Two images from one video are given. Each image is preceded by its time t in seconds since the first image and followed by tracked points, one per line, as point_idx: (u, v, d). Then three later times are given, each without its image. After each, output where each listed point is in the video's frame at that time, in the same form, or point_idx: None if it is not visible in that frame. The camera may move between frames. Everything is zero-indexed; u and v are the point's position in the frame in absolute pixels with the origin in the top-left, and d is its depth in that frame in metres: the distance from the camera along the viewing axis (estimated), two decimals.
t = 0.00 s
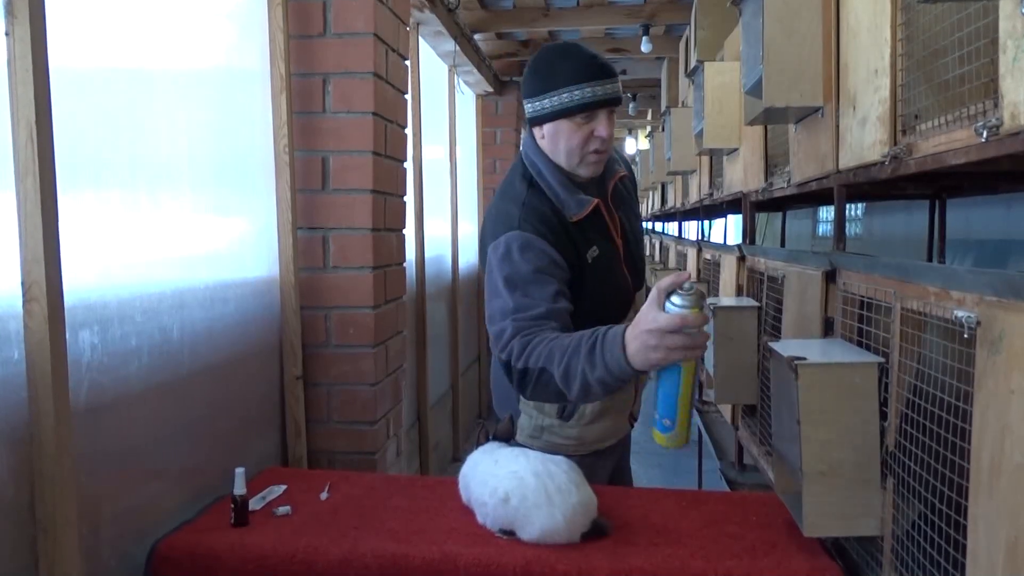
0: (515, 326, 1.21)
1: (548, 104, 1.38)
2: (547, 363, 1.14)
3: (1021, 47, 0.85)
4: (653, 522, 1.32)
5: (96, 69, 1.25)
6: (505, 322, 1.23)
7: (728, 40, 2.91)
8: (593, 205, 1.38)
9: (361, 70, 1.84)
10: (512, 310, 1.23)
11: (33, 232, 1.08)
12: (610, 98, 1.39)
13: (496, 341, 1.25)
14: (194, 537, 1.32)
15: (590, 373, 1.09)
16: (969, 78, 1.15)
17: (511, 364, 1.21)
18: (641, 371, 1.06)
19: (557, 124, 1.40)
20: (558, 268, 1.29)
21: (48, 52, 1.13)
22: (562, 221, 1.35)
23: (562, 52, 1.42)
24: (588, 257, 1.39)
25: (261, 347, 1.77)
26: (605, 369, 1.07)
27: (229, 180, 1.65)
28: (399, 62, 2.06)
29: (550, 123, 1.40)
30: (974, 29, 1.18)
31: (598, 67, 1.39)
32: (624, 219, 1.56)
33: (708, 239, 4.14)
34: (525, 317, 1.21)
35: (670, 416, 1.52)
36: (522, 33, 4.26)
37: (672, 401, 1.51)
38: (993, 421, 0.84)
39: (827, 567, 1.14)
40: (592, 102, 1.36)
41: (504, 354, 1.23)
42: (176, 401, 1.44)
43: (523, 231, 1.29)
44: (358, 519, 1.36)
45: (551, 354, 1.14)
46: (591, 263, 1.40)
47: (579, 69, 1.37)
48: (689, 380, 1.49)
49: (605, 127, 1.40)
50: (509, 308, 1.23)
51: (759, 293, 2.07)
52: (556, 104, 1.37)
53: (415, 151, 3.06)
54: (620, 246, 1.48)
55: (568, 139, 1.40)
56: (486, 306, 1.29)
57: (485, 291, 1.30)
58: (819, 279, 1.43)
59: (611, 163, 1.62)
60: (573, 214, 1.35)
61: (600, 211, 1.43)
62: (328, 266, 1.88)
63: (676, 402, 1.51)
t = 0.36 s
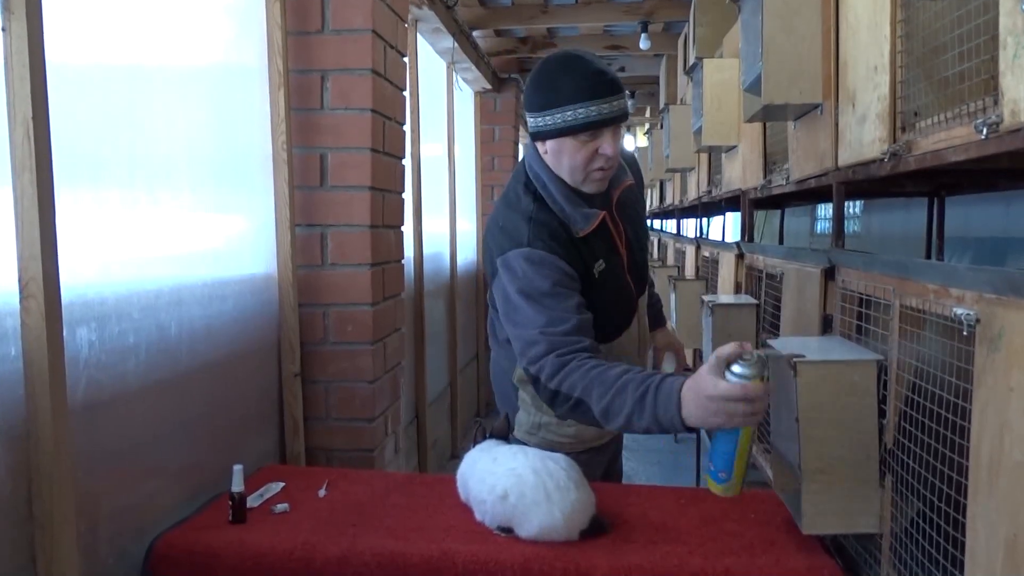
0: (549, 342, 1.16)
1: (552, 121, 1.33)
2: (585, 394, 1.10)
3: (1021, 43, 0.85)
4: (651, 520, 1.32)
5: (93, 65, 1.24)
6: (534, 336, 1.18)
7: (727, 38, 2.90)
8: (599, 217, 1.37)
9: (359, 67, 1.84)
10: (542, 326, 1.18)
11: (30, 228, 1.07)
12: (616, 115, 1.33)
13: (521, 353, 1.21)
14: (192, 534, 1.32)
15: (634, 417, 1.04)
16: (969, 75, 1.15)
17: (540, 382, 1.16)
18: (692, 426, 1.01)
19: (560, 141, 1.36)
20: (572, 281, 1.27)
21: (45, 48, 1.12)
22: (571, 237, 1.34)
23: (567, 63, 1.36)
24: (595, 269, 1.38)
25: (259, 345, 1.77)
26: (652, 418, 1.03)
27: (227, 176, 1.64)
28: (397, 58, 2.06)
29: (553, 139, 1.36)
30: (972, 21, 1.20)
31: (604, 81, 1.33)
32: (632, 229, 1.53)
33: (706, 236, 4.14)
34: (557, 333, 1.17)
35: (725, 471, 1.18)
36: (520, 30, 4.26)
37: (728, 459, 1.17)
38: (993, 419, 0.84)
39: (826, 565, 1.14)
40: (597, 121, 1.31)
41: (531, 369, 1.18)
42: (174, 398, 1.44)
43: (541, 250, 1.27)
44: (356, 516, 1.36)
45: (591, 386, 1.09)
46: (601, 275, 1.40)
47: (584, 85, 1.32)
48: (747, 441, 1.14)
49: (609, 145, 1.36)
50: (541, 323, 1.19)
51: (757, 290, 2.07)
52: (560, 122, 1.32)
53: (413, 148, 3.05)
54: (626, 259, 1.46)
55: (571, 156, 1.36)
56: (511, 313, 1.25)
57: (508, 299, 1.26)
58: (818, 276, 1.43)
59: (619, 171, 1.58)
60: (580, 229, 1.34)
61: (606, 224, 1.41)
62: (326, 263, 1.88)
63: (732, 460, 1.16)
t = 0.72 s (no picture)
0: (562, 313, 1.13)
1: (555, 127, 1.30)
2: (603, 359, 1.05)
3: (1021, 39, 0.84)
4: (650, 517, 1.32)
5: (90, 63, 1.24)
6: (543, 310, 1.15)
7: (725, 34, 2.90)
8: (598, 219, 1.36)
9: (357, 64, 1.84)
10: (552, 302, 1.16)
11: (27, 227, 1.07)
12: (620, 115, 1.32)
13: (525, 329, 1.16)
14: (191, 533, 1.32)
15: (662, 377, 0.99)
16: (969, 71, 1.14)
17: (548, 353, 1.11)
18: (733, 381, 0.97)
19: (563, 146, 1.33)
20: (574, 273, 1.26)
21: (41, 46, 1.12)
22: (572, 239, 1.33)
23: (566, 66, 1.33)
24: (594, 270, 1.39)
25: (257, 343, 1.76)
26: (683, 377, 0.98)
27: (225, 174, 1.64)
28: (395, 56, 2.05)
29: (556, 145, 1.33)
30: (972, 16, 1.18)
31: (605, 82, 1.32)
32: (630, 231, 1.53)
33: (705, 233, 4.14)
34: (568, 307, 1.15)
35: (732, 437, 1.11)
36: (519, 27, 4.25)
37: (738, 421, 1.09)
38: (992, 415, 0.84)
39: (825, 562, 1.14)
40: (603, 123, 1.29)
41: (539, 342, 1.13)
42: (172, 396, 1.44)
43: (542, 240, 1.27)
44: (355, 514, 1.36)
45: (610, 352, 1.05)
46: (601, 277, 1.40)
47: (586, 87, 1.29)
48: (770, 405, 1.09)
49: (614, 146, 1.34)
50: (547, 301, 1.16)
51: (756, 287, 2.07)
52: (564, 127, 1.29)
53: (411, 145, 3.05)
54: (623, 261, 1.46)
55: (575, 161, 1.34)
56: (509, 297, 1.22)
57: (508, 284, 1.23)
58: (817, 273, 1.43)
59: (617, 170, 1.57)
60: (581, 231, 1.34)
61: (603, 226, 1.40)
62: (324, 261, 1.87)
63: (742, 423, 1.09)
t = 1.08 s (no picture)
0: (580, 310, 1.12)
1: (549, 126, 1.31)
2: (623, 361, 1.03)
3: (1020, 37, 0.84)
4: (649, 515, 1.32)
5: (88, 61, 1.24)
6: (563, 304, 1.14)
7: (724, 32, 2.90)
8: (601, 217, 1.36)
9: (355, 62, 1.83)
10: (571, 299, 1.15)
11: (24, 225, 1.07)
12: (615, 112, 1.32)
13: (544, 322, 1.15)
14: (189, 531, 1.31)
15: (679, 389, 0.97)
16: (969, 69, 1.13)
17: (568, 345, 1.09)
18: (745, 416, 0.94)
19: (559, 145, 1.34)
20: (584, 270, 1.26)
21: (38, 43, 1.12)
22: (575, 237, 1.33)
23: (559, 65, 1.34)
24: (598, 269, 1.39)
25: (255, 341, 1.76)
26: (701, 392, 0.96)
27: (223, 172, 1.64)
28: (393, 53, 2.05)
29: (551, 145, 1.34)
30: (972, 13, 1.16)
31: (599, 79, 1.32)
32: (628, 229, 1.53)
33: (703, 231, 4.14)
34: (587, 305, 1.13)
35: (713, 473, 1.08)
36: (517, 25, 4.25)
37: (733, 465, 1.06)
38: (991, 413, 0.84)
39: (823, 560, 1.14)
40: (597, 119, 1.30)
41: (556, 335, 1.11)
42: (170, 395, 1.44)
43: (559, 244, 1.27)
44: (354, 512, 1.36)
45: (631, 356, 1.03)
46: (603, 273, 1.40)
47: (580, 85, 1.30)
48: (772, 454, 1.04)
49: (610, 143, 1.34)
50: (562, 297, 1.16)
51: (755, 285, 2.07)
52: (558, 126, 1.30)
53: (409, 143, 3.05)
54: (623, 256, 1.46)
55: (572, 158, 1.34)
56: (520, 295, 1.21)
57: (518, 281, 1.22)
58: (816, 271, 1.43)
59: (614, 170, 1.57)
60: (584, 228, 1.33)
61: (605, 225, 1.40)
62: (322, 259, 1.87)
63: (735, 466, 1.06)
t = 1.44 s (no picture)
0: (564, 332, 1.13)
1: (556, 121, 1.31)
2: (601, 389, 1.06)
3: (1020, 33, 0.84)
4: (647, 513, 1.32)
5: (84, 58, 1.23)
6: (548, 322, 1.15)
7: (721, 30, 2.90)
8: (607, 218, 1.36)
9: (352, 59, 1.83)
10: (560, 317, 1.15)
11: (21, 222, 1.06)
12: (623, 111, 1.31)
13: (528, 338, 1.16)
14: (186, 530, 1.31)
15: (648, 423, 1.00)
16: (968, 65, 1.13)
17: (548, 365, 1.11)
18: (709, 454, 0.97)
19: (566, 141, 1.33)
20: (580, 279, 1.26)
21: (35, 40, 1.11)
22: (580, 237, 1.32)
23: (569, 61, 1.33)
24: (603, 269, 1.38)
25: (253, 340, 1.76)
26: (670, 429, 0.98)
27: (220, 170, 1.63)
28: (390, 51, 2.04)
29: (558, 140, 1.33)
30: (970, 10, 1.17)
31: (609, 77, 1.31)
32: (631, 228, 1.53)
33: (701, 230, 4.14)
34: (572, 326, 1.15)
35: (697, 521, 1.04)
36: (515, 23, 4.24)
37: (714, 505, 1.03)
38: (991, 410, 0.84)
39: (822, 557, 1.14)
40: (604, 118, 1.29)
41: (539, 354, 1.13)
42: (168, 392, 1.43)
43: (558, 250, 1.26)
44: (352, 510, 1.35)
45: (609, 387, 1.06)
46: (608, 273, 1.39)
47: (588, 82, 1.29)
48: (750, 488, 1.02)
49: (616, 141, 1.34)
50: (551, 312, 1.16)
51: (753, 283, 2.07)
52: (565, 122, 1.29)
53: (407, 140, 3.04)
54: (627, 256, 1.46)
55: (579, 154, 1.34)
56: (512, 301, 1.21)
57: (513, 286, 1.22)
58: (814, 269, 1.43)
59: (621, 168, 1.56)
60: (589, 228, 1.33)
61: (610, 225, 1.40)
62: (320, 257, 1.87)
63: (716, 506, 1.03)
